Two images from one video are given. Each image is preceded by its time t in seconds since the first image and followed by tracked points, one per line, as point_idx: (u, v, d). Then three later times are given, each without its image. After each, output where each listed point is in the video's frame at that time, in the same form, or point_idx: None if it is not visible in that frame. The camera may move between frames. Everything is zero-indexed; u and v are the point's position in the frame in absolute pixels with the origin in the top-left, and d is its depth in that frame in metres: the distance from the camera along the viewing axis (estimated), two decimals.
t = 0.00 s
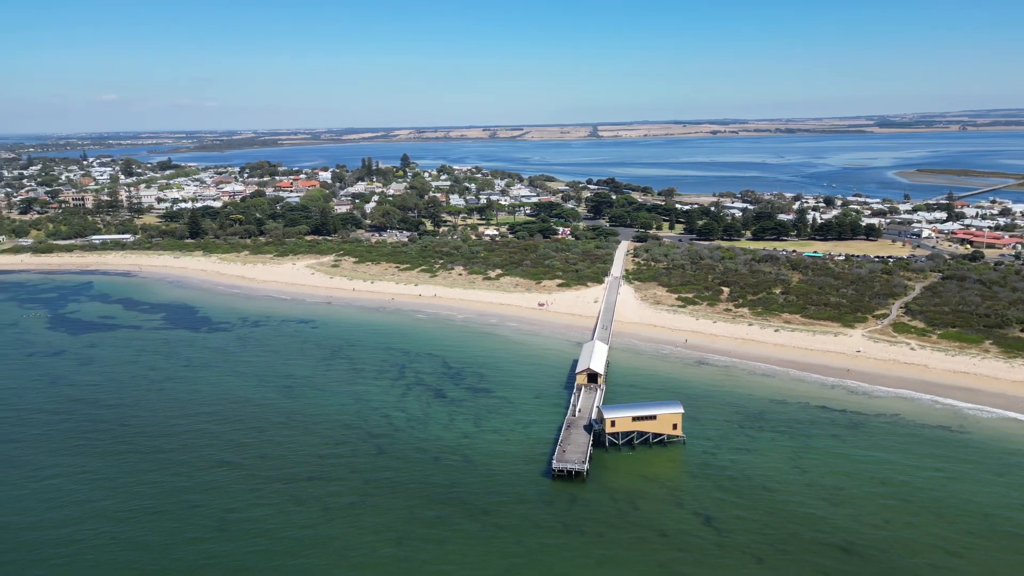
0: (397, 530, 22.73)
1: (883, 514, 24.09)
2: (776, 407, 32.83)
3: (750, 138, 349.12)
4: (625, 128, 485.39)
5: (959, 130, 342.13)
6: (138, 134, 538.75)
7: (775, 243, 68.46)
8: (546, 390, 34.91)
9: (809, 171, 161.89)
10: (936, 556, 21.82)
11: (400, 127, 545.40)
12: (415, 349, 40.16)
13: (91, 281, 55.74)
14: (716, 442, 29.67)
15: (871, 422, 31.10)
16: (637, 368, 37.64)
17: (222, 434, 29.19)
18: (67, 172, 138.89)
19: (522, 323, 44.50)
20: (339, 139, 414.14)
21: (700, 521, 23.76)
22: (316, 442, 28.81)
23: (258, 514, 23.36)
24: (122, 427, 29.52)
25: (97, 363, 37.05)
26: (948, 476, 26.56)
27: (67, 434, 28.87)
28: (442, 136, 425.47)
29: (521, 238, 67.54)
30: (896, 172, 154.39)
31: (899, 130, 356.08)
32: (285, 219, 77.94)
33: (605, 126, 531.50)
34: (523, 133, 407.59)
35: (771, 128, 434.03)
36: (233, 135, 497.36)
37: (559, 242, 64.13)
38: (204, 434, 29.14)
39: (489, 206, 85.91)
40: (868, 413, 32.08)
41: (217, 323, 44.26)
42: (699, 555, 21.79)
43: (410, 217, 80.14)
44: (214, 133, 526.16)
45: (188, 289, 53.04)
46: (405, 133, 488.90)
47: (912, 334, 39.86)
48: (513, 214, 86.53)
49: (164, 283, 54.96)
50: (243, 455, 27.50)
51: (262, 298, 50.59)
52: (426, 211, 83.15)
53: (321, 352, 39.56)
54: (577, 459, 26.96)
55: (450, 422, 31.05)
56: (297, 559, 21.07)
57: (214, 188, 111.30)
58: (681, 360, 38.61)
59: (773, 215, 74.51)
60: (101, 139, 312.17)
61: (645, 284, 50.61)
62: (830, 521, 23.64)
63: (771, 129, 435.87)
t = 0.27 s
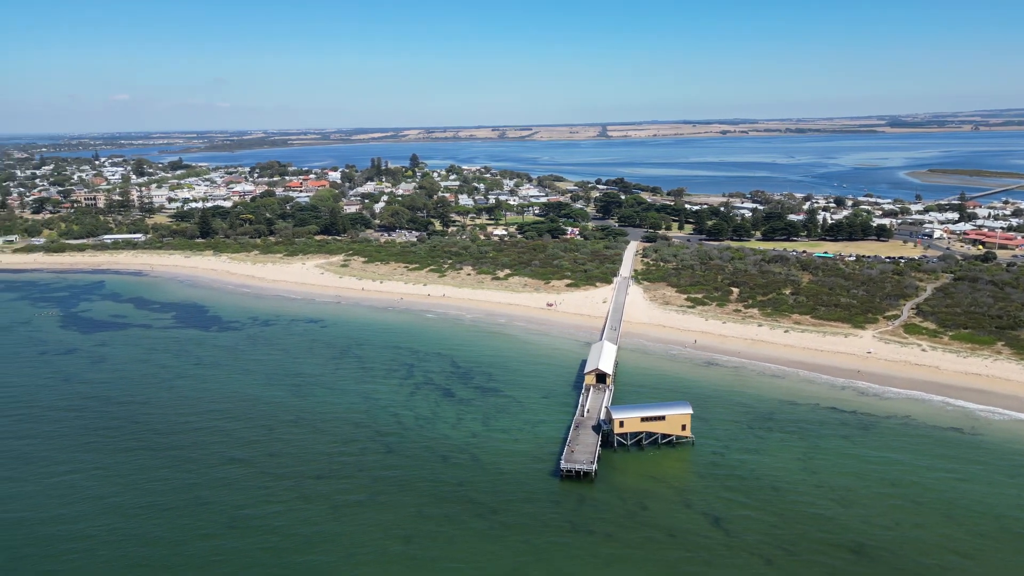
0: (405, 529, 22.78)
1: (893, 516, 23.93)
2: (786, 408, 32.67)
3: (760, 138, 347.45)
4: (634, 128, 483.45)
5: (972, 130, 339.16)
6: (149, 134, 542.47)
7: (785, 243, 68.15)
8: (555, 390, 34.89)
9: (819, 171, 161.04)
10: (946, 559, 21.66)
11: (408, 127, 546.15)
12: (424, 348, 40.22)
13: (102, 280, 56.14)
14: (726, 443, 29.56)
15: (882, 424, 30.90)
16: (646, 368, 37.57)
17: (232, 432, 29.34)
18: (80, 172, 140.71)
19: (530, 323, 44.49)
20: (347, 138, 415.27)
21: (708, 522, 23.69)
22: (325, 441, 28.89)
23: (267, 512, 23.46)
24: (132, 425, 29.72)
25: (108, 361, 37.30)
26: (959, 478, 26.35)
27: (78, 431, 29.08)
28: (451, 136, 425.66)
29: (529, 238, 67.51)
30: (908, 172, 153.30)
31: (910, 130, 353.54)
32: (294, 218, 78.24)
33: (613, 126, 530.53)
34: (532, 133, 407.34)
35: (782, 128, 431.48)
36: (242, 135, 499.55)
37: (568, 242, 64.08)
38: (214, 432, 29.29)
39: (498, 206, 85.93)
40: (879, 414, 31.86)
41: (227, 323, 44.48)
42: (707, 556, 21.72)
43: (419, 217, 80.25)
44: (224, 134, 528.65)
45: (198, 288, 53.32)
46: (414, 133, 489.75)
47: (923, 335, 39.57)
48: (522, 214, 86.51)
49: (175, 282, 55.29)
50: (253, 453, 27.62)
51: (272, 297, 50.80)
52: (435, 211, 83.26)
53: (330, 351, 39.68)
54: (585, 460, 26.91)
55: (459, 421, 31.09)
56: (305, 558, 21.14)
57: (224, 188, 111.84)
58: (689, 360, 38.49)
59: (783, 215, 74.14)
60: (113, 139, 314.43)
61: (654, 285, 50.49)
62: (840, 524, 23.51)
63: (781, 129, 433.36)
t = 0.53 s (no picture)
0: (414, 530, 22.81)
1: (903, 519, 23.78)
2: (795, 409, 32.52)
3: (770, 138, 345.79)
4: (642, 128, 481.72)
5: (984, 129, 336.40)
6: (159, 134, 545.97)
7: (795, 243, 67.85)
8: (563, 390, 34.86)
9: (829, 171, 160.18)
10: (957, 562, 21.49)
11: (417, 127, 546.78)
12: (432, 348, 40.27)
13: (113, 280, 56.51)
14: (735, 444, 29.44)
15: (892, 426, 30.69)
16: (655, 369, 37.46)
17: (242, 432, 29.47)
18: (92, 172, 141.80)
19: (539, 323, 44.46)
20: (357, 138, 416.43)
21: (717, 523, 23.59)
22: (334, 440, 28.98)
23: (275, 512, 23.55)
24: (143, 424, 29.91)
25: (119, 360, 37.56)
26: (972, 480, 26.12)
27: (89, 428, 29.30)
28: (459, 136, 425.99)
29: (538, 238, 67.48)
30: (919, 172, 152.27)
31: (921, 129, 351.05)
32: (304, 218, 78.51)
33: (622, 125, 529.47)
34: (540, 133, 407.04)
35: (791, 128, 429.15)
36: (252, 136, 501.56)
37: (576, 242, 64.00)
38: (223, 431, 29.44)
39: (507, 206, 85.96)
40: (889, 416, 31.62)
41: (237, 322, 44.70)
42: (715, 558, 21.64)
43: (428, 216, 80.41)
44: (234, 134, 530.94)
45: (208, 287, 53.60)
46: (422, 133, 490.31)
47: (934, 337, 39.26)
48: (531, 214, 86.52)
49: (185, 281, 55.59)
50: (262, 452, 27.73)
51: (281, 296, 51.01)
52: (443, 210, 83.42)
53: (339, 350, 39.79)
54: (593, 460, 26.87)
55: (467, 421, 31.11)
56: (313, 557, 21.22)
57: (235, 188, 112.76)
58: (698, 361, 38.38)
59: (793, 215, 73.81)
60: (124, 140, 316.26)
61: (663, 285, 50.35)
62: (849, 527, 23.35)
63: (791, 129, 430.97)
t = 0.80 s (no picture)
0: (423, 528, 22.86)
1: (914, 521, 23.60)
2: (806, 410, 32.36)
3: (780, 138, 343.95)
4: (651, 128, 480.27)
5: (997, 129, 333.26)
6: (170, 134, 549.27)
7: (806, 244, 67.51)
8: (572, 390, 34.82)
9: (840, 171, 159.23)
10: (969, 565, 21.31)
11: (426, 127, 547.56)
12: (441, 348, 40.32)
13: (125, 279, 56.89)
14: (744, 445, 29.32)
15: (904, 427, 30.47)
16: (664, 369, 37.36)
17: (252, 430, 29.63)
18: (104, 171, 142.77)
19: (548, 323, 44.44)
20: (365, 139, 417.29)
21: (727, 525, 23.51)
22: (344, 439, 29.07)
23: (285, 510, 23.67)
24: (155, 421, 30.13)
25: (131, 358, 37.84)
26: (984, 483, 25.89)
27: (101, 426, 29.51)
28: (468, 136, 426.20)
29: (547, 238, 67.42)
30: (931, 172, 151.06)
31: (933, 130, 348.38)
32: (314, 218, 78.77)
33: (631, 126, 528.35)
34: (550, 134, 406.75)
35: (802, 127, 426.75)
36: (264, 136, 503.50)
37: (586, 242, 63.90)
38: (234, 429, 29.61)
39: (516, 206, 85.94)
40: (900, 418, 31.41)
41: (247, 321, 44.93)
42: (725, 559, 21.56)
43: (438, 216, 80.52)
44: (244, 134, 533.43)
45: (219, 287, 53.87)
46: (432, 133, 491.04)
47: (946, 338, 38.96)
48: (540, 214, 86.48)
49: (196, 281, 55.92)
50: (272, 450, 27.88)
51: (291, 296, 51.19)
52: (453, 210, 83.48)
53: (349, 349, 39.91)
54: (602, 460, 26.81)
55: (476, 421, 31.15)
56: (322, 556, 21.29)
57: (246, 187, 113.20)
58: (708, 361, 38.26)
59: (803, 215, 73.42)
60: (136, 140, 318.38)
61: (673, 285, 50.21)
62: (860, 529, 23.19)
63: (801, 129, 428.63)
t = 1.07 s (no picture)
0: (430, 527, 22.88)
1: (925, 522, 23.43)
2: (815, 412, 32.19)
3: (790, 138, 342.47)
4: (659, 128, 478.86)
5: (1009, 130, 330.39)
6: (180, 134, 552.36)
7: (816, 244, 67.17)
8: (580, 390, 34.77)
9: (850, 171, 158.33)
10: (980, 567, 21.14)
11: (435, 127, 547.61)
12: (449, 347, 40.34)
13: (135, 278, 57.20)
14: (753, 446, 29.19)
15: (914, 429, 30.26)
16: (672, 370, 37.25)
17: (261, 428, 29.74)
18: (115, 171, 143.65)
19: (556, 323, 44.40)
20: (374, 138, 417.99)
21: (735, 525, 23.41)
22: (352, 438, 29.13)
23: (294, 508, 23.75)
24: (165, 419, 30.30)
25: (141, 357, 38.08)
26: (996, 485, 25.67)
27: (111, 424, 29.68)
28: (476, 136, 426.27)
29: (555, 238, 67.32)
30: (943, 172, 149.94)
31: (945, 130, 345.74)
32: (323, 217, 79.00)
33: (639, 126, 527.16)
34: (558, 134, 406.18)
35: (811, 127, 424.51)
36: (273, 135, 505.58)
37: (594, 242, 63.79)
38: (243, 427, 29.74)
39: (524, 206, 85.91)
40: (910, 419, 31.19)
41: (257, 320, 45.12)
42: (734, 560, 21.47)
43: (446, 216, 80.59)
44: (253, 134, 535.24)
45: (228, 286, 54.10)
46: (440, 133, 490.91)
47: (957, 339, 38.68)
48: (548, 214, 86.42)
49: (205, 280, 56.14)
50: (281, 449, 27.98)
51: (299, 295, 51.35)
52: (461, 210, 83.54)
53: (357, 349, 40.00)
54: (610, 461, 26.74)
55: (484, 421, 31.15)
56: (329, 554, 21.32)
57: (255, 187, 113.62)
58: (716, 362, 38.11)
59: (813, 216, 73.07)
60: (147, 141, 320.19)
61: (681, 286, 50.07)
62: (870, 531, 23.03)
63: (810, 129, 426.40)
